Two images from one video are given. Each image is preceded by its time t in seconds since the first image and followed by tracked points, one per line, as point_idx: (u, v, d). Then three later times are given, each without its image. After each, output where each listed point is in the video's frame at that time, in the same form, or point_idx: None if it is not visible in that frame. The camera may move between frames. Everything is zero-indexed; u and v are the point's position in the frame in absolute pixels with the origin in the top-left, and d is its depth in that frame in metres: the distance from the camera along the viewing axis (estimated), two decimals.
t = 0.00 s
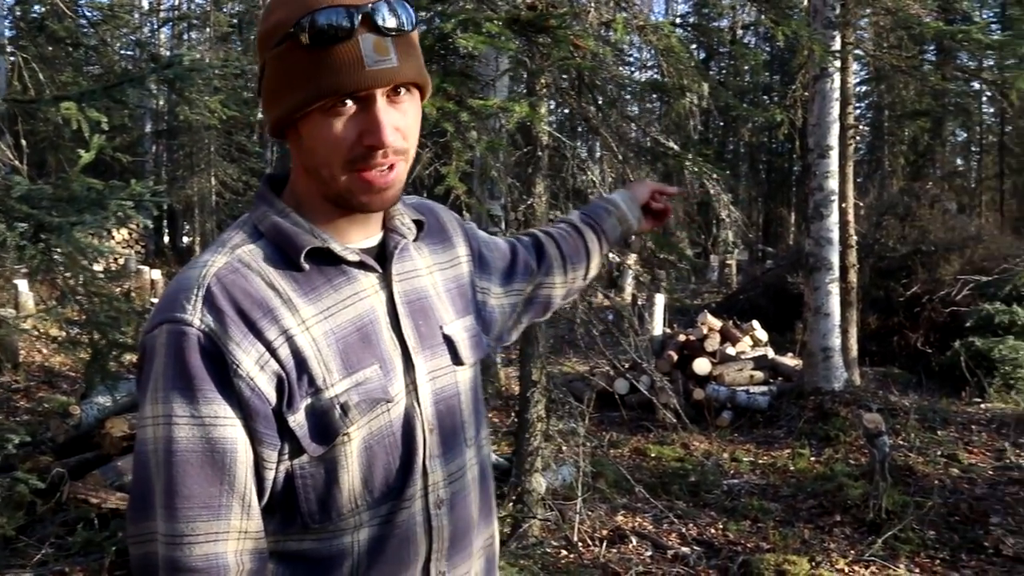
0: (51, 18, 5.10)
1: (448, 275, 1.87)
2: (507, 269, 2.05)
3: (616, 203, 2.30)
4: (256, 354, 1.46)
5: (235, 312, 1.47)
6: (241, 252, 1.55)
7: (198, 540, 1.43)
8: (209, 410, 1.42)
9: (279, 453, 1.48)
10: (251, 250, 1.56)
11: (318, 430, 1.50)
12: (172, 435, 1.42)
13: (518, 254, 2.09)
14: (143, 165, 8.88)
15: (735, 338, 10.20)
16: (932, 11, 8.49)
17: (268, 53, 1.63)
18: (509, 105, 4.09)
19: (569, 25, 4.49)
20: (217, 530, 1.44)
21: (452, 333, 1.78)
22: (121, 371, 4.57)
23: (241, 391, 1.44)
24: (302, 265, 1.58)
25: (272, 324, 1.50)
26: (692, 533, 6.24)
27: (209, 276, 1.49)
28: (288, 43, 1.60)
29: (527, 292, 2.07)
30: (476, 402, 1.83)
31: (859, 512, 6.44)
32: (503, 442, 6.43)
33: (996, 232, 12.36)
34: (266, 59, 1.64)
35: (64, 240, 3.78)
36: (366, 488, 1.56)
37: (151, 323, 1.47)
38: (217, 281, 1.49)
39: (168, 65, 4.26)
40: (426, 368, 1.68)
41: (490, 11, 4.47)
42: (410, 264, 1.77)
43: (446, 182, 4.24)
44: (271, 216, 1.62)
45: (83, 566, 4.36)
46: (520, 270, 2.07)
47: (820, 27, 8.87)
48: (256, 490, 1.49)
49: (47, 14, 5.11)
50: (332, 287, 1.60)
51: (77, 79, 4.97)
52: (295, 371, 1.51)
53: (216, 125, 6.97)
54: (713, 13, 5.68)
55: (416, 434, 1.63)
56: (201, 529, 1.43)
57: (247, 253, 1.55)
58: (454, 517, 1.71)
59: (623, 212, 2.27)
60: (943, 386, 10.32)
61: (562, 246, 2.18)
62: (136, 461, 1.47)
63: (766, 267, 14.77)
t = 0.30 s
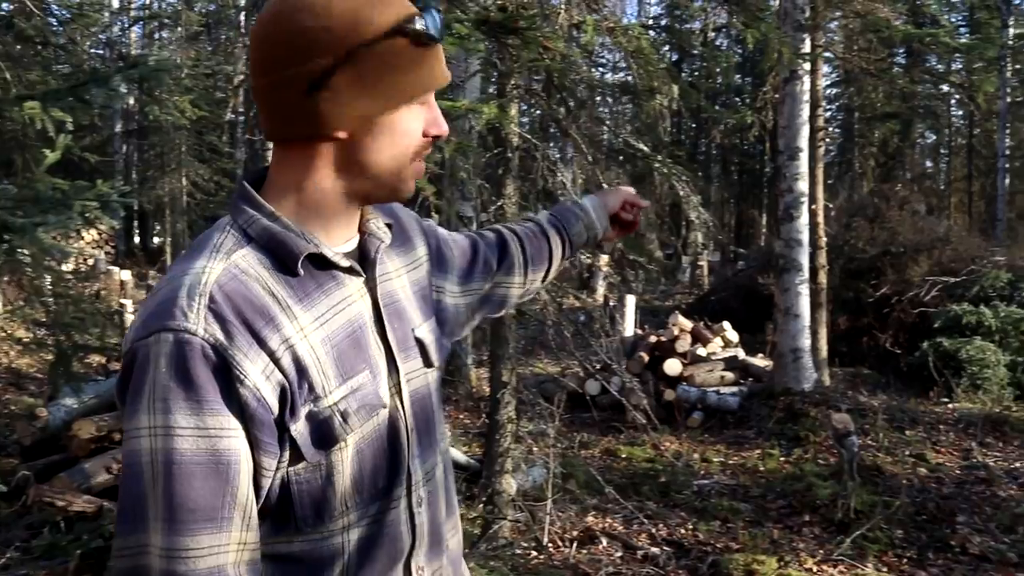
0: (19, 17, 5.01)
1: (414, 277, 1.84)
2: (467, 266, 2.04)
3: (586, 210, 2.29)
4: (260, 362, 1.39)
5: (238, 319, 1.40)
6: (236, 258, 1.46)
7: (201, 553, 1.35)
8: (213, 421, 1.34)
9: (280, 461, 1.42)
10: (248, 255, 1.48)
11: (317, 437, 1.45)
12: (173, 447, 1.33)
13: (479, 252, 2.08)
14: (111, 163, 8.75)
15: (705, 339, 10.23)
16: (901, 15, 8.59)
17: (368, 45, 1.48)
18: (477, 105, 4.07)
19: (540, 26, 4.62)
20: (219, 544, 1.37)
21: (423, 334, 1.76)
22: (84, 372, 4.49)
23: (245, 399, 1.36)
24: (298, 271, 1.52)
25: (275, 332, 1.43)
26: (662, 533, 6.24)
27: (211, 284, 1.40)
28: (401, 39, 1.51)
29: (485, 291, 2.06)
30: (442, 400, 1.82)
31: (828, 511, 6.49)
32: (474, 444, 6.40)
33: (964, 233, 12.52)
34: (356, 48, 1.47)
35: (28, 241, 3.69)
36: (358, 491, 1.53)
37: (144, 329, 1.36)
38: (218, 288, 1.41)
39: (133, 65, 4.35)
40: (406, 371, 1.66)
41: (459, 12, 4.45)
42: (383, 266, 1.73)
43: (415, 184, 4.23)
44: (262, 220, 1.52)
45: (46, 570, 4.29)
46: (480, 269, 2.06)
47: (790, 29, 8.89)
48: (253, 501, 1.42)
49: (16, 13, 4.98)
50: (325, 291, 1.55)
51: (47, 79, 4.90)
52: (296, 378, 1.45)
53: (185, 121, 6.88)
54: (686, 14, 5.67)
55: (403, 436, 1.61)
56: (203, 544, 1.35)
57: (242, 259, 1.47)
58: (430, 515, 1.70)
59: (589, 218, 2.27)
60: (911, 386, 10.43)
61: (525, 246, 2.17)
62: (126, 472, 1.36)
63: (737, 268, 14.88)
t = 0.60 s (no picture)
0: None
1: (413, 282, 1.86)
2: (468, 256, 2.17)
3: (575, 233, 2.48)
4: (273, 367, 1.41)
5: (250, 327, 1.42)
6: (245, 270, 1.49)
7: (218, 554, 1.36)
8: (227, 425, 1.35)
9: (294, 461, 1.44)
10: (255, 268, 1.51)
11: (330, 437, 1.47)
12: (188, 451, 1.35)
13: (481, 247, 2.21)
14: (66, 160, 8.59)
15: (666, 341, 10.28)
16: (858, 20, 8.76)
17: (394, 67, 1.62)
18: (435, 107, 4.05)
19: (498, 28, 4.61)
20: (236, 546, 1.38)
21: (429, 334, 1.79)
22: (34, 375, 4.37)
23: (259, 404, 1.38)
24: (303, 279, 1.55)
25: (286, 339, 1.45)
26: (622, 534, 6.26)
27: (222, 295, 1.43)
28: (417, 63, 1.67)
29: (481, 284, 2.19)
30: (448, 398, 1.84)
31: (786, 511, 6.54)
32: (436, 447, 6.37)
33: (921, 236, 12.75)
34: (380, 70, 1.60)
35: None
36: (374, 487, 1.55)
37: (157, 342, 1.38)
38: (230, 297, 1.43)
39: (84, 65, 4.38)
40: (411, 372, 1.69)
41: (417, 14, 4.45)
42: (383, 273, 1.75)
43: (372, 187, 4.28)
44: (267, 232, 1.56)
45: None
46: (481, 261, 2.20)
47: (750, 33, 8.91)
48: (269, 502, 1.43)
49: None
50: (330, 298, 1.58)
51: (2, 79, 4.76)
52: (308, 381, 1.47)
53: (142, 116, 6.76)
54: (647, 17, 5.72)
55: (412, 433, 1.63)
56: (221, 546, 1.36)
57: (250, 270, 1.50)
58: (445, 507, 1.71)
59: (579, 235, 2.47)
60: (869, 387, 10.59)
61: (521, 248, 2.33)
62: (144, 479, 1.37)
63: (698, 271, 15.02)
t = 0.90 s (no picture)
0: None
1: (430, 287, 2.01)
2: (469, 259, 2.33)
3: (553, 228, 2.68)
4: (307, 367, 1.53)
5: (285, 330, 1.54)
6: (277, 276, 1.61)
7: (263, 542, 1.45)
8: (269, 421, 1.46)
9: (327, 456, 1.55)
10: (286, 274, 1.63)
11: (360, 432, 1.59)
12: (234, 446, 1.45)
13: (478, 251, 2.37)
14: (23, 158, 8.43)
15: (630, 341, 10.30)
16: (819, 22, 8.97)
17: (382, 76, 1.68)
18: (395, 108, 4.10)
19: (457, 29, 4.62)
20: (279, 533, 1.47)
21: (445, 337, 1.93)
22: None
23: (295, 401, 1.49)
24: (332, 286, 1.67)
25: (317, 342, 1.57)
26: (585, 534, 6.26)
27: (257, 300, 1.55)
28: (419, 70, 1.72)
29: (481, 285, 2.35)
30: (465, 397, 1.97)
31: (748, 510, 6.58)
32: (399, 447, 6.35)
33: (881, 235, 12.96)
34: (367, 81, 1.67)
35: None
36: (400, 481, 1.66)
37: (201, 344, 1.49)
38: (265, 301, 1.55)
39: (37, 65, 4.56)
40: (430, 373, 1.82)
41: (376, 15, 4.54)
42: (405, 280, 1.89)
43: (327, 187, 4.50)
44: (296, 241, 1.69)
45: None
46: (481, 262, 2.36)
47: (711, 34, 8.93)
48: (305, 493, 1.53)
49: None
50: (356, 304, 1.70)
51: None
52: (337, 381, 1.59)
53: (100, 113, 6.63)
54: (610, 18, 5.79)
55: (433, 430, 1.75)
56: (267, 534, 1.45)
57: (282, 276, 1.62)
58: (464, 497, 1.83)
59: (555, 233, 2.67)
60: (831, 386, 10.74)
61: (510, 247, 2.51)
62: (192, 473, 1.47)
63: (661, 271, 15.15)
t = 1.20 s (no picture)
0: None
1: (447, 302, 2.10)
2: (481, 273, 2.39)
3: (555, 238, 2.74)
4: (311, 369, 1.68)
5: (294, 333, 1.68)
6: (293, 282, 1.75)
7: (257, 527, 1.59)
8: (270, 415, 1.60)
9: (323, 453, 1.68)
10: (301, 282, 1.76)
11: (358, 435, 1.71)
12: (237, 436, 1.59)
13: (490, 264, 2.43)
14: None
15: (597, 341, 10.34)
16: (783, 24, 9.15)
17: (320, 107, 1.86)
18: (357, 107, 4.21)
19: (421, 29, 4.61)
20: (271, 521, 1.60)
21: (454, 350, 2.02)
22: None
23: (296, 398, 1.64)
24: (342, 296, 1.79)
25: (323, 347, 1.71)
26: (552, 535, 6.25)
27: (271, 302, 1.68)
28: (344, 93, 1.84)
29: (493, 297, 2.41)
30: (468, 408, 2.06)
31: (713, 510, 6.62)
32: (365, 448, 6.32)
33: (845, 236, 13.12)
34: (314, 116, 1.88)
35: None
36: (396, 484, 1.76)
37: (216, 339, 1.64)
38: (278, 305, 1.69)
39: None
40: (435, 384, 1.91)
41: (341, 14, 4.51)
42: (420, 295, 1.98)
43: (292, 187, 4.51)
44: (316, 251, 1.82)
45: None
46: (492, 275, 2.42)
47: (677, 36, 8.88)
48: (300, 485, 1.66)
49: None
50: (366, 315, 1.81)
51: None
52: (340, 385, 1.71)
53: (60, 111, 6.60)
54: (576, 18, 5.82)
55: (432, 438, 1.85)
56: (260, 518, 1.59)
57: (297, 283, 1.75)
58: (459, 505, 1.92)
59: (559, 244, 2.73)
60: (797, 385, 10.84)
61: (519, 258, 2.56)
62: (199, 458, 1.63)
63: (629, 271, 15.23)
